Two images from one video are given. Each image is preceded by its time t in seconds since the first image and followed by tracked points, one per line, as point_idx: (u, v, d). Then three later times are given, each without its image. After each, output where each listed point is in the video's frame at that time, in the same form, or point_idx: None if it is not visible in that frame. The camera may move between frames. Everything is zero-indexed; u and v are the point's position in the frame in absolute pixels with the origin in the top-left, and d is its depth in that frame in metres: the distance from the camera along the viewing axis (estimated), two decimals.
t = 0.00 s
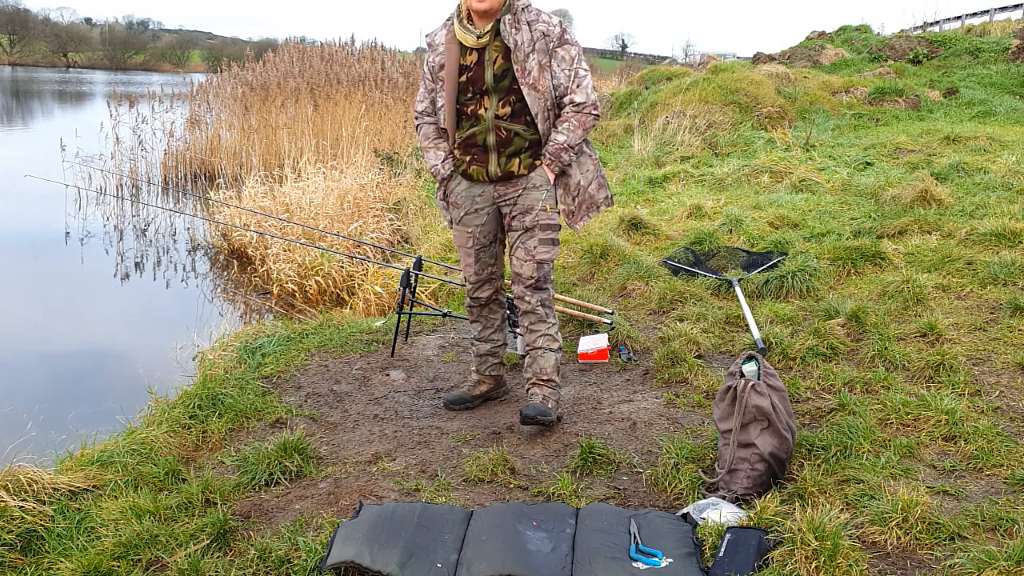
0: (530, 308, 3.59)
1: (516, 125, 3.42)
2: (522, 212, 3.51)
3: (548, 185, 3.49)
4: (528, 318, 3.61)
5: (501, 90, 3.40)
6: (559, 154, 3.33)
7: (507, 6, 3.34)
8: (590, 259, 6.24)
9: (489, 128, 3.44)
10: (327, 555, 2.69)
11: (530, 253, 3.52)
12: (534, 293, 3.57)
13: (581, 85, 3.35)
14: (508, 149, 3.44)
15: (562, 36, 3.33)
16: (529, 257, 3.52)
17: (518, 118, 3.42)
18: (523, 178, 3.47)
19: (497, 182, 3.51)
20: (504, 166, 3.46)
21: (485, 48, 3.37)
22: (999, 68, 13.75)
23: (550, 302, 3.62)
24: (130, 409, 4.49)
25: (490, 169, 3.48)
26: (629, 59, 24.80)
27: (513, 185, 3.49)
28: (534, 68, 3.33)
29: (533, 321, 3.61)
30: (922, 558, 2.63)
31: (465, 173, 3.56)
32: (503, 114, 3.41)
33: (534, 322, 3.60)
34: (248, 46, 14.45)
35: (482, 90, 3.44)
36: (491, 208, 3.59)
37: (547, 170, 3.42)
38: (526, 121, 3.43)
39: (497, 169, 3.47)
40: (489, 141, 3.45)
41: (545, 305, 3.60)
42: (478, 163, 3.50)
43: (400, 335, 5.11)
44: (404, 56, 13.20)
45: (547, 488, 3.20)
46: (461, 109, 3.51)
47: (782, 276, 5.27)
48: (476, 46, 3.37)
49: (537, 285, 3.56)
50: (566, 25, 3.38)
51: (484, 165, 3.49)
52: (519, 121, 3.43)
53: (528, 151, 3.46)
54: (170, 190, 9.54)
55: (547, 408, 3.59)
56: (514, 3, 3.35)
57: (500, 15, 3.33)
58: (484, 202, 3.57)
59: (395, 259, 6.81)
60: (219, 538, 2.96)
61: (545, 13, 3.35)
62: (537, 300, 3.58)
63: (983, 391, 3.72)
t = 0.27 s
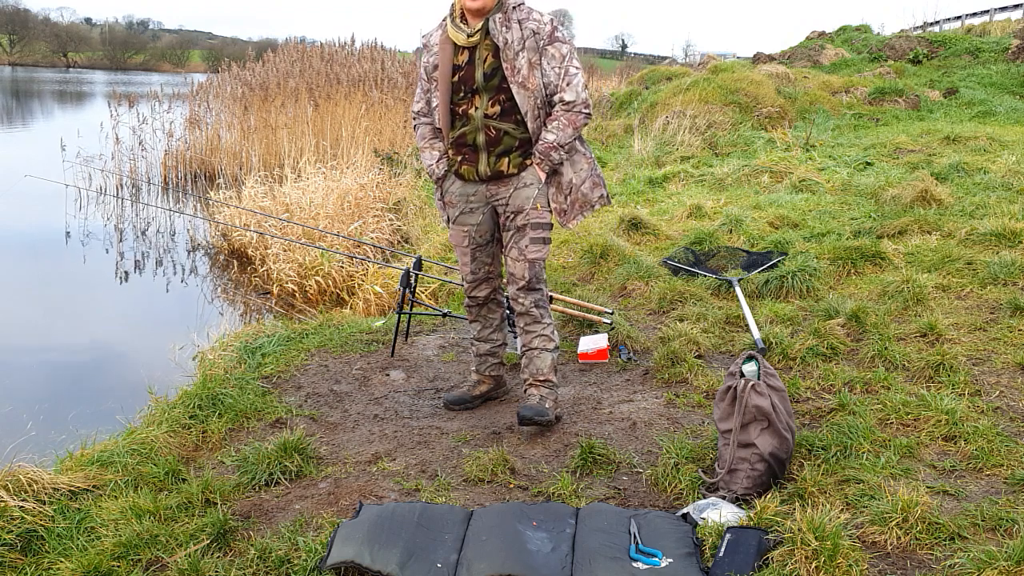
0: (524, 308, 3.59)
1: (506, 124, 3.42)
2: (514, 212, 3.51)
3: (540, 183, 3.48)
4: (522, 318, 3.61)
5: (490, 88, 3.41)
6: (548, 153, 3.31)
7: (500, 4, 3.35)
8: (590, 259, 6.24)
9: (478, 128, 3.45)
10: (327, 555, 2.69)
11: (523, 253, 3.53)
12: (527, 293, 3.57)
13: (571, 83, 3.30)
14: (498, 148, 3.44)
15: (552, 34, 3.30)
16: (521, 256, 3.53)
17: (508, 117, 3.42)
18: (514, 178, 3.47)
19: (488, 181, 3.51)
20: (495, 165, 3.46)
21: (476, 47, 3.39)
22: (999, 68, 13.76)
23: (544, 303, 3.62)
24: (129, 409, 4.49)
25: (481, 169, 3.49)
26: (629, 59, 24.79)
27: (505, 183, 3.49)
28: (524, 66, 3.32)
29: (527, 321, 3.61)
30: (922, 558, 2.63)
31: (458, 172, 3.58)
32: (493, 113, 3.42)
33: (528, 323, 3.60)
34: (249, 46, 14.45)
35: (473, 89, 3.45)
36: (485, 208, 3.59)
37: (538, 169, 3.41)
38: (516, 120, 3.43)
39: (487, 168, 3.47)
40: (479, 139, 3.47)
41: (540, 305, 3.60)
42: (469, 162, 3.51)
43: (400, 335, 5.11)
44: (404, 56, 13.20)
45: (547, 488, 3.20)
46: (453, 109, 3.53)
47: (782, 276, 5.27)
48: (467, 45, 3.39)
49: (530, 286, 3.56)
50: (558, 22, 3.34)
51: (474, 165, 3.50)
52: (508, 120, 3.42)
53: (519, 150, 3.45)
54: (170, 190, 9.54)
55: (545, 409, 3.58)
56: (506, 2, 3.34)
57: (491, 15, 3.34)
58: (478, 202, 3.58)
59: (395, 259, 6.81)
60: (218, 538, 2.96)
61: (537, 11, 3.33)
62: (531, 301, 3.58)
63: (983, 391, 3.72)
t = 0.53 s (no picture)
0: (519, 307, 3.58)
1: (501, 122, 3.43)
2: (510, 210, 3.50)
3: (537, 180, 3.47)
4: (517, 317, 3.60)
5: (485, 87, 3.41)
6: (542, 150, 3.32)
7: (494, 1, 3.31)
8: (590, 259, 6.24)
9: (474, 128, 3.46)
10: (327, 555, 2.69)
11: (517, 250, 3.51)
12: (522, 292, 3.55)
13: (566, 79, 3.28)
14: (494, 147, 3.44)
15: (547, 30, 3.28)
16: (515, 253, 3.51)
17: (504, 116, 3.42)
18: (510, 176, 3.46)
19: (486, 181, 3.51)
20: (492, 164, 3.45)
21: (471, 46, 3.39)
22: (999, 68, 13.75)
23: (540, 301, 3.60)
24: (129, 409, 4.49)
25: (478, 169, 3.49)
26: (629, 59, 24.79)
27: (502, 183, 3.49)
28: (518, 64, 3.31)
29: (522, 320, 3.60)
30: (922, 558, 2.63)
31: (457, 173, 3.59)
32: (488, 113, 3.43)
33: (523, 321, 3.60)
34: (249, 45, 14.45)
35: (469, 89, 3.46)
36: (484, 208, 3.59)
37: (534, 167, 3.41)
38: (512, 118, 3.43)
39: (484, 167, 3.47)
40: (475, 140, 3.47)
41: (535, 304, 3.59)
42: (467, 162, 3.52)
43: (400, 335, 5.11)
44: (404, 56, 13.20)
45: (547, 488, 3.20)
46: (451, 109, 3.54)
47: (782, 276, 5.27)
48: (463, 43, 3.40)
49: (525, 285, 3.54)
50: (554, 18, 3.31)
51: (471, 165, 3.51)
52: (504, 119, 3.42)
53: (515, 148, 3.44)
54: (170, 191, 9.54)
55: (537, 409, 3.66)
56: None
57: (486, 12, 3.31)
58: (477, 202, 3.59)
59: (395, 259, 6.82)
60: (218, 538, 2.96)
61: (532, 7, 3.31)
62: (526, 299, 3.56)
63: (983, 391, 3.72)
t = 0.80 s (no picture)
0: (515, 313, 3.64)
1: (501, 126, 3.43)
2: (506, 216, 3.51)
3: (533, 188, 3.47)
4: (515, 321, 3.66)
5: (487, 88, 3.41)
6: (540, 155, 3.29)
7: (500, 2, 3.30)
8: (590, 259, 6.24)
9: (475, 130, 3.47)
10: (327, 555, 2.68)
11: (511, 258, 3.54)
12: (516, 299, 3.60)
13: (566, 83, 3.25)
14: (493, 151, 3.44)
15: (550, 32, 3.25)
16: (509, 261, 3.54)
17: (505, 119, 3.42)
18: (508, 181, 3.47)
19: (485, 184, 3.52)
20: (490, 168, 3.46)
21: (476, 46, 3.39)
22: (999, 68, 13.75)
23: (536, 308, 3.64)
24: (129, 409, 4.49)
25: (477, 172, 3.50)
26: (629, 59, 24.78)
27: (500, 187, 3.49)
28: (520, 66, 3.30)
29: (520, 324, 3.67)
30: (922, 558, 2.63)
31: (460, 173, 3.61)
32: (489, 116, 3.43)
33: (521, 325, 3.67)
34: (249, 45, 14.44)
35: (473, 90, 3.46)
36: (484, 210, 3.61)
37: (532, 173, 3.40)
38: (513, 122, 3.43)
39: (484, 171, 3.48)
40: (476, 142, 3.48)
41: (530, 312, 3.64)
42: (467, 163, 3.54)
43: (400, 335, 5.11)
44: (404, 55, 13.20)
45: (547, 488, 3.20)
46: (457, 108, 3.54)
47: (782, 276, 5.27)
48: (468, 43, 3.40)
49: (519, 293, 3.58)
50: (560, 20, 3.28)
51: (471, 167, 3.52)
52: (504, 122, 3.42)
53: (515, 153, 3.44)
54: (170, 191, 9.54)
55: (530, 406, 3.77)
56: None
57: (492, 11, 3.30)
58: (477, 203, 3.60)
59: (395, 259, 6.82)
60: (218, 538, 2.96)
61: (538, 9, 3.29)
62: (521, 307, 3.61)
63: (983, 391, 3.72)
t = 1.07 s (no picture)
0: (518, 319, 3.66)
1: (514, 131, 3.45)
2: (514, 222, 3.54)
3: (541, 197, 3.48)
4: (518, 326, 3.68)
5: (503, 91, 3.43)
6: (549, 165, 3.29)
7: (521, 3, 3.29)
8: (590, 259, 6.24)
9: (488, 134, 3.50)
10: (327, 555, 2.68)
11: (517, 265, 3.57)
12: (520, 306, 3.62)
13: (580, 93, 3.21)
14: (504, 156, 3.48)
15: (569, 38, 3.22)
16: (515, 268, 3.57)
17: (517, 124, 3.45)
18: (517, 187, 3.50)
19: (495, 187, 3.56)
20: (499, 172, 3.49)
21: (495, 48, 3.40)
22: (999, 68, 13.75)
23: (539, 315, 3.65)
24: (129, 409, 4.49)
25: (488, 175, 3.54)
26: (629, 59, 24.77)
27: (509, 192, 3.53)
28: (536, 72, 3.29)
29: (522, 329, 3.69)
30: (922, 558, 2.63)
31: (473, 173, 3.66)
32: (502, 120, 3.46)
33: (524, 331, 3.68)
34: (248, 45, 14.44)
35: (490, 91, 3.49)
36: (493, 212, 3.63)
37: (540, 181, 3.42)
38: (526, 127, 3.45)
39: (494, 174, 3.51)
40: (488, 145, 3.52)
41: (534, 318, 3.64)
42: (480, 165, 3.58)
43: (400, 335, 5.11)
44: (404, 55, 13.20)
45: (547, 488, 3.20)
46: (475, 109, 3.57)
47: (782, 276, 5.27)
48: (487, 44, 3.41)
49: (524, 300, 3.61)
50: (580, 26, 3.24)
51: (483, 170, 3.57)
52: (518, 127, 3.45)
53: (526, 158, 3.47)
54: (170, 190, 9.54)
55: (531, 406, 3.78)
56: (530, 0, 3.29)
57: (513, 13, 3.30)
58: (486, 204, 3.63)
59: (395, 259, 6.82)
60: (219, 538, 2.96)
61: (559, 13, 3.25)
62: (524, 314, 3.63)
63: (983, 391, 3.72)
